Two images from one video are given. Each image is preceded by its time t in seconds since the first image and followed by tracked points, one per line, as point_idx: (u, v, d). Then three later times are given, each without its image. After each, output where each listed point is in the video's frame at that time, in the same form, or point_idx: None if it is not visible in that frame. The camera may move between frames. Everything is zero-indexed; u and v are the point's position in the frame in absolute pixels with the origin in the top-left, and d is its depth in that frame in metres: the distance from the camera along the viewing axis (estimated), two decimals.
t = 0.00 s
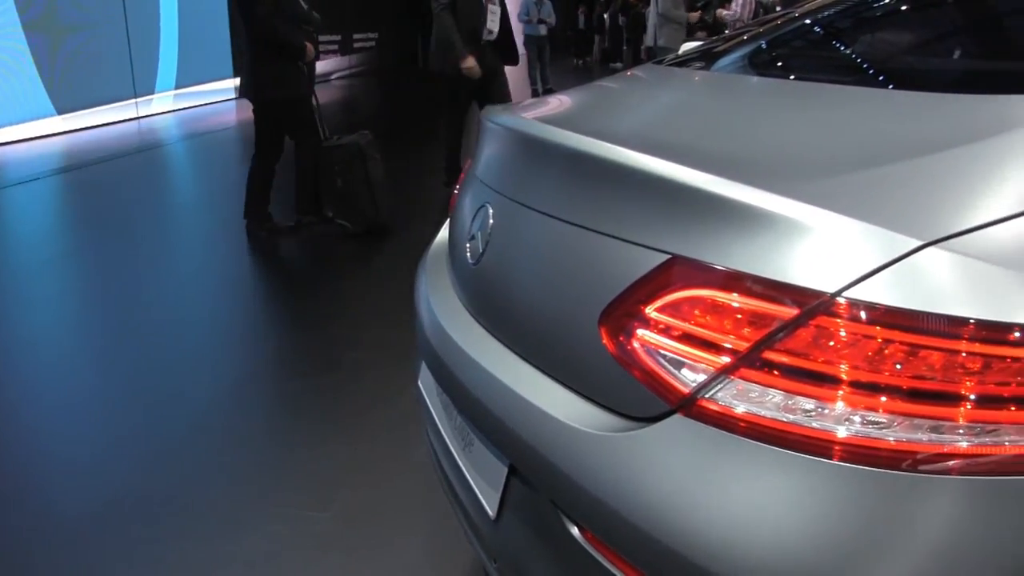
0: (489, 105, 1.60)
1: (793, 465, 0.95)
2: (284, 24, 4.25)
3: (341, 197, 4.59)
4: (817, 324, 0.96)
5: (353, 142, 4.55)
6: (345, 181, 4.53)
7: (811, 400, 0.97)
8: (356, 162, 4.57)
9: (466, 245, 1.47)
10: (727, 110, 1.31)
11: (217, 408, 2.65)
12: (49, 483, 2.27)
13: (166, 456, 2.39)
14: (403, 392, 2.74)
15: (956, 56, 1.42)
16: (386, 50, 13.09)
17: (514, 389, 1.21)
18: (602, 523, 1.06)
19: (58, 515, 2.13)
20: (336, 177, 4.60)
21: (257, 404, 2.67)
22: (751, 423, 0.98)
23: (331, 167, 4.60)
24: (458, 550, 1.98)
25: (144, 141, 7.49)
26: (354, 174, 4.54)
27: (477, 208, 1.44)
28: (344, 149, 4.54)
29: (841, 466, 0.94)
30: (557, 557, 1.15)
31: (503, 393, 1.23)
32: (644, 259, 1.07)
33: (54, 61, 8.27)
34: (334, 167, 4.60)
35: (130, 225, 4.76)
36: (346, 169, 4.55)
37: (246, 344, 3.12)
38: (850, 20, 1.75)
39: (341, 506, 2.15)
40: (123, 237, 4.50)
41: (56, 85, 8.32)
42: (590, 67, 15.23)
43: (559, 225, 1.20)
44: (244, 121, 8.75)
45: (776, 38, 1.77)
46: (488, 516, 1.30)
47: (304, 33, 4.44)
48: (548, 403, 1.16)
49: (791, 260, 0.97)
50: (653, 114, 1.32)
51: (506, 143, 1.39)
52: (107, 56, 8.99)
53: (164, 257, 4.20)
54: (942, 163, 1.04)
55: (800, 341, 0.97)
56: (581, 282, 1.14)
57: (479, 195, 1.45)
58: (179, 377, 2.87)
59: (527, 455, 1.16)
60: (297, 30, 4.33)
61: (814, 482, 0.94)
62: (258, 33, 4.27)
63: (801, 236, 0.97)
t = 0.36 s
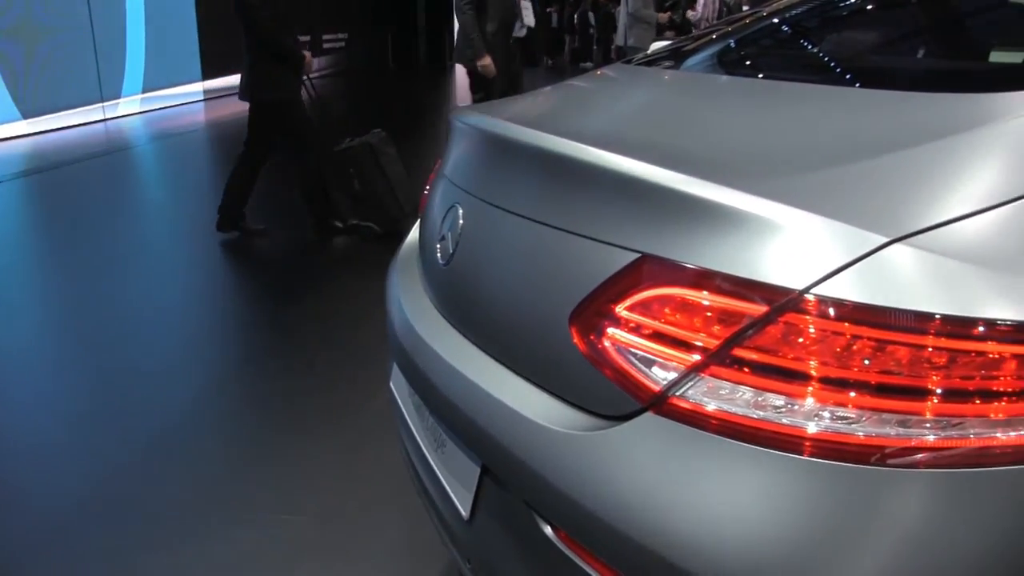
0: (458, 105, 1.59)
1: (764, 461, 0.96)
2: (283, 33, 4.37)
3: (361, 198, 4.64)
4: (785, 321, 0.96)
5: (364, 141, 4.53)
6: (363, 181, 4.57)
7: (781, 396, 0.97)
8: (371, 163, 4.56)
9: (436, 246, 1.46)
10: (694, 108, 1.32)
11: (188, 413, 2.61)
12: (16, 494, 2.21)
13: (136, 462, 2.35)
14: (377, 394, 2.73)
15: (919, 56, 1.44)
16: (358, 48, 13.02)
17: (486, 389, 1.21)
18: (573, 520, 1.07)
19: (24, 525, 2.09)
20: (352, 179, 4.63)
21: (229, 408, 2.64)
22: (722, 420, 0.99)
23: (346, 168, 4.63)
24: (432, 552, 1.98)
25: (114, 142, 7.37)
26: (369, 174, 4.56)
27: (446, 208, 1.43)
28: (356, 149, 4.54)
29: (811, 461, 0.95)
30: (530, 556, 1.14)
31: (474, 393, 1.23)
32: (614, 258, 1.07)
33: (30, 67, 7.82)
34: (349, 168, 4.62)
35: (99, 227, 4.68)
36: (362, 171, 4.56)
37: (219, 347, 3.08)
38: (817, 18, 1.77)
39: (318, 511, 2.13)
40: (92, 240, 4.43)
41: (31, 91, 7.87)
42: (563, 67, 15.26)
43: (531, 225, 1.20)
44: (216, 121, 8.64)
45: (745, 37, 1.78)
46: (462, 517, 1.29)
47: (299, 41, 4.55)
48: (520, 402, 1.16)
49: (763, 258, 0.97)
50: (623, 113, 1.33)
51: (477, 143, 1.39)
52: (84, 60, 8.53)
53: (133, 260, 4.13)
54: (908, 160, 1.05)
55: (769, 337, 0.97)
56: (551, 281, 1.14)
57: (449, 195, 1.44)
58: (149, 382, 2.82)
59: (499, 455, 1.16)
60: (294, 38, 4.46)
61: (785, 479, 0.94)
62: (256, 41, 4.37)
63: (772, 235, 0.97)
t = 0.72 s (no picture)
0: (429, 106, 1.59)
1: (735, 458, 0.96)
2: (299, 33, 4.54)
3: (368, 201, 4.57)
4: (755, 319, 0.97)
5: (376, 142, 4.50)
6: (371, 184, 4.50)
7: (751, 393, 0.98)
8: (380, 165, 4.51)
9: (407, 247, 1.46)
10: (663, 107, 1.32)
11: (159, 417, 2.58)
12: None
13: (106, 469, 2.32)
14: (351, 395, 2.71)
15: (885, 54, 1.46)
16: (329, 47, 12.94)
17: (458, 390, 1.21)
18: (546, 519, 1.07)
19: None
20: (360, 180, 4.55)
21: (202, 412, 2.61)
22: (693, 417, 0.99)
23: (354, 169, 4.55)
24: (407, 555, 1.97)
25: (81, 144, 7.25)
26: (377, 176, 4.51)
27: (417, 209, 1.43)
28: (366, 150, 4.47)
29: (782, 457, 0.95)
30: (504, 555, 1.15)
31: (446, 394, 1.22)
32: (584, 256, 1.08)
33: None
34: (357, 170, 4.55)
35: (67, 231, 4.60)
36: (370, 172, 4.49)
37: (190, 351, 3.05)
38: (784, 17, 1.78)
39: (296, 514, 2.12)
40: (60, 244, 4.36)
41: None
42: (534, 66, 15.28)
43: (501, 226, 1.20)
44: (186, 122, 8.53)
45: (714, 35, 1.79)
46: (435, 517, 1.29)
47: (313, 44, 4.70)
48: (491, 402, 1.16)
49: (734, 256, 0.98)
50: (593, 112, 1.33)
51: (447, 143, 1.38)
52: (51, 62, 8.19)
53: (103, 263, 4.06)
54: (874, 156, 1.07)
55: (738, 334, 0.98)
56: (522, 280, 1.14)
57: (420, 195, 1.44)
58: (120, 387, 2.77)
59: (472, 455, 1.16)
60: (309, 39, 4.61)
61: (755, 474, 0.95)
62: (269, 39, 4.51)
63: (743, 233, 0.98)
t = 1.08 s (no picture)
0: (396, 107, 1.58)
1: (703, 454, 0.97)
2: (299, 34, 4.58)
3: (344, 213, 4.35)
4: (721, 316, 0.98)
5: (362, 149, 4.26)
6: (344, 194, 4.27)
7: (718, 390, 0.99)
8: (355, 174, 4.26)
9: (374, 248, 1.45)
10: (627, 107, 1.32)
11: (126, 423, 2.54)
12: None
13: (71, 477, 2.28)
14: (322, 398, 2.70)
15: (847, 53, 1.47)
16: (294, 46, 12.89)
17: (426, 392, 1.20)
18: (515, 519, 1.07)
19: None
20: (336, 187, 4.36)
21: (170, 417, 2.58)
22: (661, 415, 1.00)
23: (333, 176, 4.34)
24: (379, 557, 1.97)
25: (45, 147, 7.11)
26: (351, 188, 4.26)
27: (384, 210, 1.42)
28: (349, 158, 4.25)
29: (749, 453, 0.96)
30: (474, 556, 1.15)
31: (415, 396, 1.22)
32: (551, 256, 1.08)
33: None
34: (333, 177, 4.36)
35: (32, 235, 4.52)
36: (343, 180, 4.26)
37: (158, 355, 3.01)
38: (749, 16, 1.80)
39: (268, 518, 2.10)
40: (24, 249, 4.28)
41: None
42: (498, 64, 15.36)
43: (468, 226, 1.19)
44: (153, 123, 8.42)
45: (679, 35, 1.80)
46: (406, 519, 1.28)
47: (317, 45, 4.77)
48: (461, 402, 1.16)
49: (701, 254, 0.99)
50: (560, 112, 1.33)
51: (414, 143, 1.38)
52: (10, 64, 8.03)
53: (70, 267, 4.00)
54: (837, 154, 1.08)
55: (705, 332, 0.99)
56: (490, 280, 1.14)
57: (387, 196, 1.43)
58: (85, 393, 2.73)
59: (440, 456, 1.16)
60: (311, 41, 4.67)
61: (723, 470, 0.96)
62: (272, 39, 4.58)
63: (709, 231, 0.99)
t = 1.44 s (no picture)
0: (363, 107, 1.57)
1: (672, 452, 0.97)
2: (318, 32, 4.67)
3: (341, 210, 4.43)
4: (688, 314, 0.99)
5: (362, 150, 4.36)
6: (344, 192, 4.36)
7: (686, 387, 1.00)
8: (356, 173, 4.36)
9: (341, 249, 1.44)
10: (593, 106, 1.33)
11: (93, 428, 2.51)
12: None
13: (37, 485, 2.24)
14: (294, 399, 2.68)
15: (810, 52, 1.49)
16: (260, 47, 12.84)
17: (394, 393, 1.20)
18: (485, 519, 1.07)
19: None
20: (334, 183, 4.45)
21: (139, 421, 2.55)
22: (630, 413, 1.00)
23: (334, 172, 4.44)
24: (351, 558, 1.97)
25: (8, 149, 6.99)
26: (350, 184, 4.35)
27: (350, 211, 1.42)
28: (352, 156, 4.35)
29: (717, 450, 0.97)
30: (444, 557, 1.14)
31: (383, 398, 1.21)
32: (517, 256, 1.08)
33: None
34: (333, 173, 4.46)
35: None
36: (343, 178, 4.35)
37: (126, 357, 2.97)
38: (715, 15, 1.81)
39: (241, 523, 2.08)
40: None
41: None
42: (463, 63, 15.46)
43: (435, 227, 1.19)
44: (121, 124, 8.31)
45: (646, 34, 1.80)
46: (376, 520, 1.28)
47: (337, 44, 4.87)
48: (430, 403, 1.15)
49: (668, 252, 0.99)
50: (527, 111, 1.33)
51: (381, 144, 1.37)
52: None
53: (36, 270, 3.93)
54: (799, 153, 1.09)
55: (672, 329, 0.99)
56: (458, 280, 1.14)
57: (354, 196, 1.43)
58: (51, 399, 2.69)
59: (410, 458, 1.15)
60: (333, 41, 4.78)
61: (691, 466, 0.97)
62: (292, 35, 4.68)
63: (675, 229, 0.99)
